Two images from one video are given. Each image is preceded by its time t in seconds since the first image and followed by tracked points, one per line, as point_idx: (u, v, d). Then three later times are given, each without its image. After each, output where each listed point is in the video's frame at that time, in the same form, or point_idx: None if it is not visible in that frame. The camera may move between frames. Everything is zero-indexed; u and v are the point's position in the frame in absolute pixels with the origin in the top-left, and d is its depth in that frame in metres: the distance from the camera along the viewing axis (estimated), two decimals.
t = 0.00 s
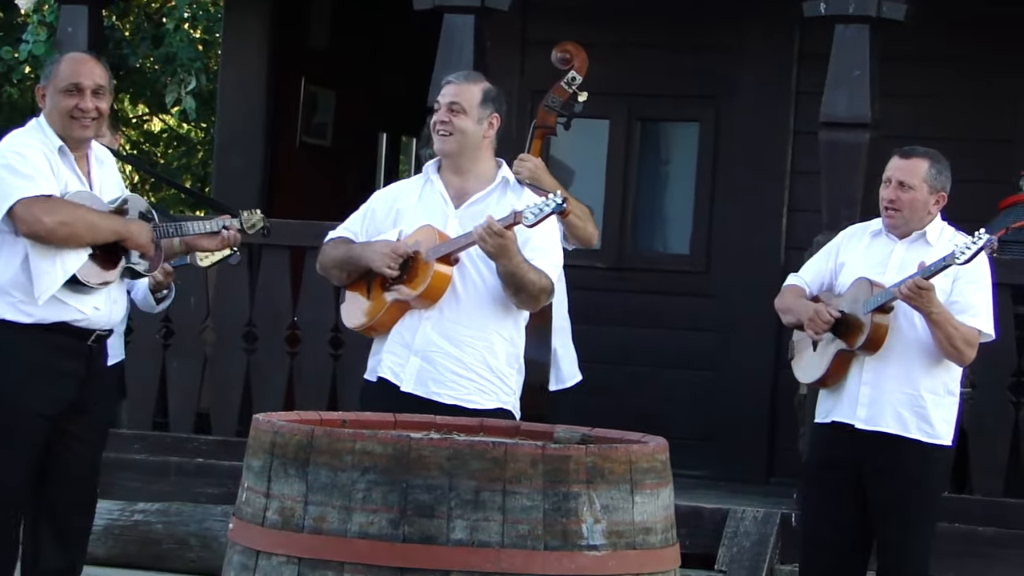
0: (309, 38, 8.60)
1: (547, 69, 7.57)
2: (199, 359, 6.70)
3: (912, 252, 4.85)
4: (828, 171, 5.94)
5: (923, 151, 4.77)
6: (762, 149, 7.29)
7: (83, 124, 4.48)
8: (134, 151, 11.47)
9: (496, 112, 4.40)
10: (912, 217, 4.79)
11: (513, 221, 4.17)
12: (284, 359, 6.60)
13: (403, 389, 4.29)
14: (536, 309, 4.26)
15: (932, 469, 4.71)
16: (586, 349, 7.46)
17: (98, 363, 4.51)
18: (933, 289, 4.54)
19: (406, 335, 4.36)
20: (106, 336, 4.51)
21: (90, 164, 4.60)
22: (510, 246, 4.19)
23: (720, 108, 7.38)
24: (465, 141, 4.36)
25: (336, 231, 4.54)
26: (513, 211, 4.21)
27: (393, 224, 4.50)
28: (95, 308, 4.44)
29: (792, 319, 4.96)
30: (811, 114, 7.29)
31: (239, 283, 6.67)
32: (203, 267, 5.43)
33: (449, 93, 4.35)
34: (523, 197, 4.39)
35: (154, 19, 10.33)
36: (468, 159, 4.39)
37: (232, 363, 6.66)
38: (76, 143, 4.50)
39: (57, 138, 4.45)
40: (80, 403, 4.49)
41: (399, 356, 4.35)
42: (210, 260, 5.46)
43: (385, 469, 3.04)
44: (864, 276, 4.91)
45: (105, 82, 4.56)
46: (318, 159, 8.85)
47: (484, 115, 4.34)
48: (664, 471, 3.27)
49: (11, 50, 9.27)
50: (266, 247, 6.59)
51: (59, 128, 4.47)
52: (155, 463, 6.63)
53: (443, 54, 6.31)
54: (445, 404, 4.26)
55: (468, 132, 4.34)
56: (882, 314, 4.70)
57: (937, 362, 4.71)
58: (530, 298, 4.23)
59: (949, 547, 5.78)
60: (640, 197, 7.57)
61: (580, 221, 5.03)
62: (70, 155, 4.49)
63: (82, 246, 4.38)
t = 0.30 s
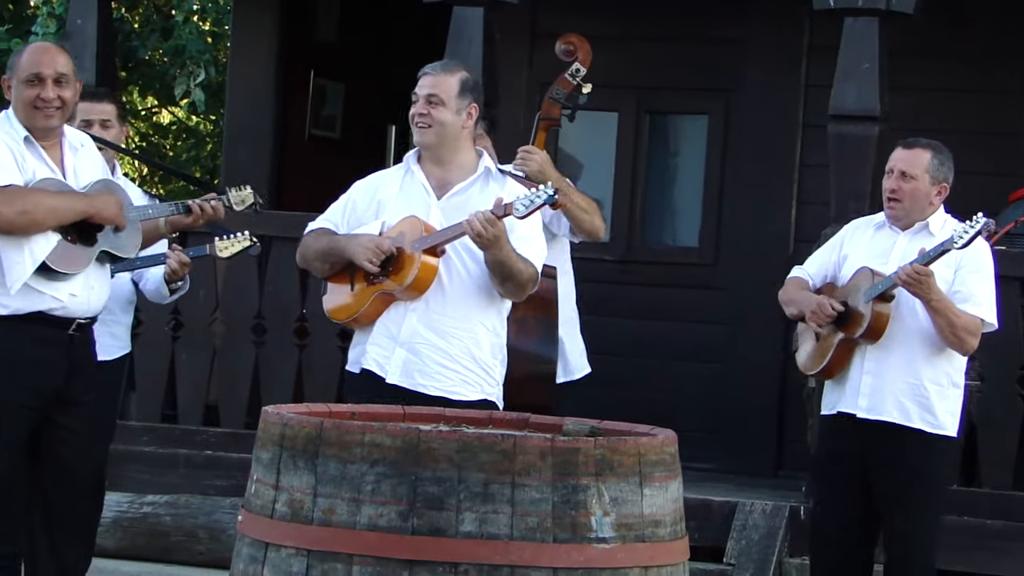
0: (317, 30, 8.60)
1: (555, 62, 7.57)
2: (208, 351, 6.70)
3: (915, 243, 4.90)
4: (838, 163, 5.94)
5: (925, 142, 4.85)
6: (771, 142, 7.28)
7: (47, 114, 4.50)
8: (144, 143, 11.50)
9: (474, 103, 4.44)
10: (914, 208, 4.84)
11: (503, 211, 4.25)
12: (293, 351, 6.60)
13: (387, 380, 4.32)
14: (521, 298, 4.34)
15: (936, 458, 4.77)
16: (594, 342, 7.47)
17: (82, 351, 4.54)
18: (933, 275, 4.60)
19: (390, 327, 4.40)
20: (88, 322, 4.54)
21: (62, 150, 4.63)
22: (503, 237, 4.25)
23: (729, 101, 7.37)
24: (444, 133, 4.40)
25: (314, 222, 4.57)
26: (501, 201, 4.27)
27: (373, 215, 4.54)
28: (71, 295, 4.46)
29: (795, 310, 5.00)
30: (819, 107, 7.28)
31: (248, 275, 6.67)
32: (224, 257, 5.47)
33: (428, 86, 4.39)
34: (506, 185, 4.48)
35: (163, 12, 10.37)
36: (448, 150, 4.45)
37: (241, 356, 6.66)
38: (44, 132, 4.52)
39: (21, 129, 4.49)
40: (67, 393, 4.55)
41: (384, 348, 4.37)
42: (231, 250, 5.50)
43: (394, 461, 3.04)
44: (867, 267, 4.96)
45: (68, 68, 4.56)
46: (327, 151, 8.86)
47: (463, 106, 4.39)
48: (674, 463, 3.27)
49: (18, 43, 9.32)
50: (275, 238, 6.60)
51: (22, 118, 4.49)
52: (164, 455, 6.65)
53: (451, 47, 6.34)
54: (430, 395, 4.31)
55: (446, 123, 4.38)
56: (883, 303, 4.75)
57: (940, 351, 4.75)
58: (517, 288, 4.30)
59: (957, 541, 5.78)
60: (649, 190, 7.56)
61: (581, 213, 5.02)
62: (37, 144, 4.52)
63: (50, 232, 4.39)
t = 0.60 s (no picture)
0: (337, 25, 8.61)
1: (574, 57, 7.56)
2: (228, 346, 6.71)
3: (912, 235, 5.03)
4: (857, 158, 5.95)
5: (920, 135, 4.98)
6: (789, 137, 7.27)
7: (28, 106, 4.53)
8: (163, 139, 11.54)
9: (462, 94, 4.43)
10: (911, 199, 4.97)
11: (500, 212, 4.25)
12: (313, 347, 6.59)
13: (384, 378, 4.31)
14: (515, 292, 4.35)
15: (945, 451, 4.90)
16: (613, 338, 7.47)
17: (76, 347, 4.58)
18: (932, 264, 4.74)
19: (385, 325, 4.39)
20: (79, 316, 4.57)
21: (51, 143, 4.65)
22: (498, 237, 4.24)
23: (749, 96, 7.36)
24: (434, 126, 4.39)
25: (305, 220, 4.54)
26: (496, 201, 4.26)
27: (365, 210, 4.51)
28: (57, 289, 4.49)
29: (799, 308, 5.17)
30: (839, 102, 7.27)
31: (267, 271, 6.67)
32: (246, 250, 5.43)
33: (416, 80, 4.38)
34: (498, 181, 4.50)
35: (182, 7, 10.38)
36: (439, 144, 4.43)
37: (261, 350, 6.67)
38: (26, 125, 4.55)
39: (5, 124, 4.51)
40: (64, 388, 4.59)
41: (379, 346, 4.37)
42: (253, 243, 5.47)
43: (415, 456, 3.04)
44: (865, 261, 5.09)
45: (49, 60, 4.59)
46: (346, 145, 8.87)
47: (451, 99, 4.38)
48: (695, 458, 3.27)
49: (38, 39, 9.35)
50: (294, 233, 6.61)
51: (5, 113, 4.53)
52: (185, 450, 6.68)
53: (471, 43, 6.36)
54: (427, 393, 4.31)
55: (436, 117, 4.37)
56: (884, 294, 4.91)
57: (942, 340, 4.90)
58: (511, 284, 4.32)
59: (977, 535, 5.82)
60: (668, 185, 7.56)
61: (607, 200, 5.06)
62: (21, 139, 4.54)
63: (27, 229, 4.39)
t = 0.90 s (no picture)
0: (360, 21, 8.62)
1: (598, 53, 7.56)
2: (252, 342, 6.72)
3: (909, 231, 5.05)
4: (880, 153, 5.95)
5: (915, 130, 5.03)
6: (813, 133, 7.26)
7: (21, 104, 4.51)
8: (186, 134, 11.56)
9: (461, 88, 4.44)
10: (907, 195, 5.02)
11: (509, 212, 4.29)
12: (337, 343, 6.58)
13: (400, 379, 4.39)
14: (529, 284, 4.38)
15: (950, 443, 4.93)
16: (637, 334, 7.46)
17: (79, 344, 4.49)
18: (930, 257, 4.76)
19: (397, 325, 4.45)
20: (81, 312, 4.50)
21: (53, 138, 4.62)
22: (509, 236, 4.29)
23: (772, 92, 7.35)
24: (432, 122, 4.41)
25: (310, 222, 4.59)
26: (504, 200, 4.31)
27: (370, 209, 4.56)
28: (54, 284, 4.43)
29: (800, 305, 5.18)
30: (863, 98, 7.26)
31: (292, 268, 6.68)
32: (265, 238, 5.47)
33: (412, 76, 4.39)
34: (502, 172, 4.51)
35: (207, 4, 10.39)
36: (440, 140, 4.46)
37: (285, 348, 6.67)
38: (24, 123, 4.53)
39: None
40: (72, 385, 4.50)
41: (393, 346, 4.43)
42: (273, 230, 5.49)
43: (441, 453, 3.03)
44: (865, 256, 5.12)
45: (43, 56, 4.55)
46: (369, 142, 8.87)
47: (449, 94, 4.39)
48: (721, 455, 3.26)
49: (62, 35, 9.37)
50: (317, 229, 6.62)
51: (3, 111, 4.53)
52: (210, 447, 6.69)
53: (495, 38, 6.37)
54: (445, 390, 4.40)
55: (435, 113, 4.39)
56: (886, 289, 4.92)
57: (943, 331, 4.92)
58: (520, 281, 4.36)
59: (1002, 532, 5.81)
60: (693, 181, 7.53)
61: (626, 194, 5.04)
62: (18, 136, 4.53)
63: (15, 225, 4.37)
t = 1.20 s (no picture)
0: (394, 22, 8.62)
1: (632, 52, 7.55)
2: (288, 343, 6.72)
3: (929, 228, 5.05)
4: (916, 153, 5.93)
5: (931, 128, 5.01)
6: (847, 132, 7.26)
7: (33, 108, 4.56)
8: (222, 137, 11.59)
9: (496, 87, 4.46)
10: (924, 193, 5.01)
11: (540, 206, 4.31)
12: (373, 343, 6.61)
13: (433, 375, 4.42)
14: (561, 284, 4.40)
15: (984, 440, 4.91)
16: (673, 334, 7.46)
17: (101, 345, 4.54)
18: (951, 253, 4.75)
19: (430, 321, 4.48)
20: (104, 312, 4.55)
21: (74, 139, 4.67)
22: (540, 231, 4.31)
23: (808, 91, 7.34)
24: (467, 122, 4.44)
25: (345, 221, 4.61)
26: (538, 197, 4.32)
27: (404, 208, 4.57)
28: (72, 286, 4.49)
29: (821, 305, 5.22)
30: (898, 98, 7.25)
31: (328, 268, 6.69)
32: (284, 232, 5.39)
33: (446, 77, 4.41)
34: (536, 173, 4.55)
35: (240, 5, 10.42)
36: (474, 139, 4.49)
37: (320, 349, 6.68)
38: (39, 124, 4.59)
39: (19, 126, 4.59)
40: (96, 386, 4.56)
41: (426, 344, 4.47)
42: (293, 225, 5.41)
43: (478, 452, 3.03)
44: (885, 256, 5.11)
45: (60, 58, 4.57)
46: (403, 142, 8.87)
47: (483, 94, 4.41)
48: (759, 454, 3.25)
49: (96, 38, 9.41)
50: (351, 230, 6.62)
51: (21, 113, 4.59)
52: (245, 448, 6.70)
53: (529, 38, 6.36)
54: (477, 387, 4.41)
55: (468, 112, 4.42)
56: (908, 288, 4.92)
57: (966, 327, 4.92)
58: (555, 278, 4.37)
59: None
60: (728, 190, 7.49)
61: (664, 202, 5.03)
62: (36, 139, 4.61)
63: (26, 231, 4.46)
